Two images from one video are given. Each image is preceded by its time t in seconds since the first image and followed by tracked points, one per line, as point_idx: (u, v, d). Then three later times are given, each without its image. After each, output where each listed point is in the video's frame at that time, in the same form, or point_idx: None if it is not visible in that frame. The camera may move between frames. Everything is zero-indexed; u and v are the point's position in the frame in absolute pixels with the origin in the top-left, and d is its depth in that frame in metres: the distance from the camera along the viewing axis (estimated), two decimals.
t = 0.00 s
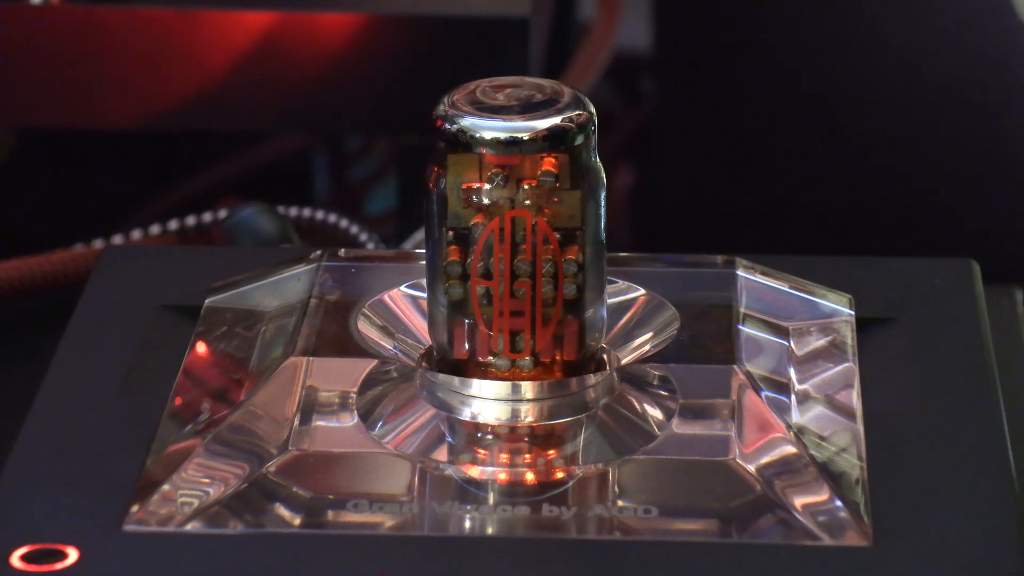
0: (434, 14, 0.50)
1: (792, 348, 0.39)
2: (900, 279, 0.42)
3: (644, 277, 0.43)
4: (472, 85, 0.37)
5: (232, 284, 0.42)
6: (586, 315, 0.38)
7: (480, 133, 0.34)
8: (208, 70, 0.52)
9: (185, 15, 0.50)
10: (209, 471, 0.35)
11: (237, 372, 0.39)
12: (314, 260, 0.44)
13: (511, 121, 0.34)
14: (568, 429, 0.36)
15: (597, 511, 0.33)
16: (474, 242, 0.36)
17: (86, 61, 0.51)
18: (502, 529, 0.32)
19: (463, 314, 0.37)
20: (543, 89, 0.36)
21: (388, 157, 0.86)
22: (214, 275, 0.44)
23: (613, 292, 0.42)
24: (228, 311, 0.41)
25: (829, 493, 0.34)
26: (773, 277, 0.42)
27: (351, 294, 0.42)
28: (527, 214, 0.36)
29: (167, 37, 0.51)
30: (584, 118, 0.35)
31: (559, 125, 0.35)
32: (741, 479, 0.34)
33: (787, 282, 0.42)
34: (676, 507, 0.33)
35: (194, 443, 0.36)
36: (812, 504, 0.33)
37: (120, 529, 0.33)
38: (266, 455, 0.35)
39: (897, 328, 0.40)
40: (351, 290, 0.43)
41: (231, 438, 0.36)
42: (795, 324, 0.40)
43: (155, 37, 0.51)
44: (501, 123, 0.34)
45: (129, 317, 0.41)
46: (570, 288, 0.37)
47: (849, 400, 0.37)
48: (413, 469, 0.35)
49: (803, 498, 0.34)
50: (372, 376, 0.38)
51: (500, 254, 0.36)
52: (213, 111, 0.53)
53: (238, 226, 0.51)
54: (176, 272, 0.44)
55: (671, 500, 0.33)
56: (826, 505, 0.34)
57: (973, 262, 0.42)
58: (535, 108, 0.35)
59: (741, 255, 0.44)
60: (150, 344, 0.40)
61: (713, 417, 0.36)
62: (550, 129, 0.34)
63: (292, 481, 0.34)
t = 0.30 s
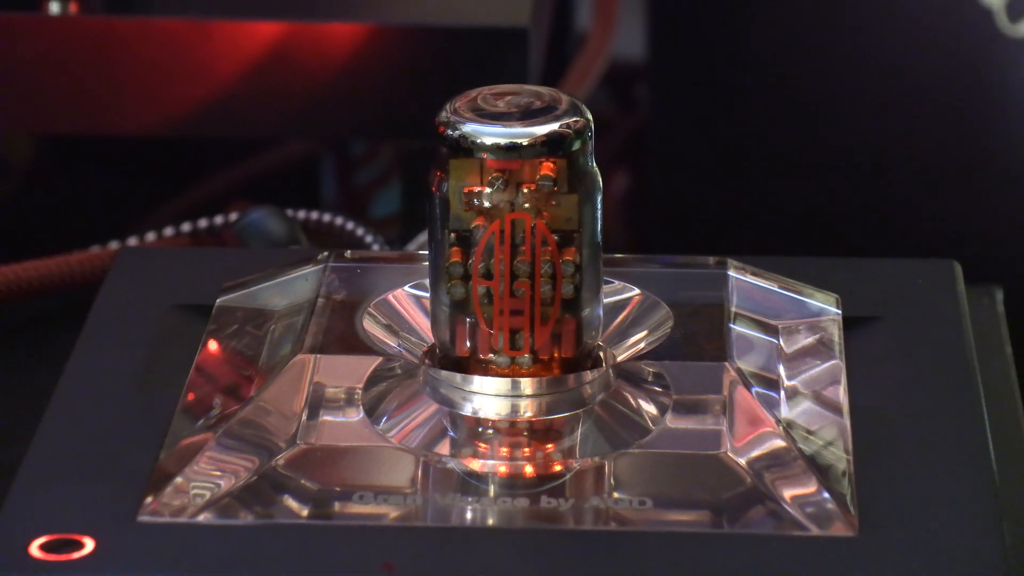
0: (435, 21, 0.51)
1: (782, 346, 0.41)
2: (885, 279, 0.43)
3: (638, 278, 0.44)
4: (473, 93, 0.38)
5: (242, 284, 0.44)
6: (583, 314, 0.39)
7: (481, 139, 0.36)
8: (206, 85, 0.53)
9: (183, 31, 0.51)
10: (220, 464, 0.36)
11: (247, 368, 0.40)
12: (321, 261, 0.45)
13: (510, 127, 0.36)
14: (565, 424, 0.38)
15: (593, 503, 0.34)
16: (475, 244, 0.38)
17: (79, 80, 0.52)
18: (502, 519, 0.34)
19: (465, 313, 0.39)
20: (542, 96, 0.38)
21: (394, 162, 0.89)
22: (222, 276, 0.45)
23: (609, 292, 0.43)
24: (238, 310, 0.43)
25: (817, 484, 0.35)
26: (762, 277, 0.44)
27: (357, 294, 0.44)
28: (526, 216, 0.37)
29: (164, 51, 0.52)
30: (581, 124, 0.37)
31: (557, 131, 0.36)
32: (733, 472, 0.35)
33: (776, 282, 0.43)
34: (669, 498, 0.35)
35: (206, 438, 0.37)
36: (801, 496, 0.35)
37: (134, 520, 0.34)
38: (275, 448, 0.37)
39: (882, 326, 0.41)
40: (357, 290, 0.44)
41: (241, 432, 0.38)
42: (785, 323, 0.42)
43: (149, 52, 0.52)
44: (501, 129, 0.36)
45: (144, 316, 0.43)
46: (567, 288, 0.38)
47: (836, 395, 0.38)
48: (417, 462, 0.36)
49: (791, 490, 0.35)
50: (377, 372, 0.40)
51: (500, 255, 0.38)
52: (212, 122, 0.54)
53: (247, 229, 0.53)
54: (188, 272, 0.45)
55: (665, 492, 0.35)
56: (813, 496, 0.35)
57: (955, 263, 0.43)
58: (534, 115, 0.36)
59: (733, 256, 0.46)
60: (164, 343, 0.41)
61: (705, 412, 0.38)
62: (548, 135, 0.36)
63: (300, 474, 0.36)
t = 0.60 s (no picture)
0: (437, 28, 0.53)
1: (772, 343, 0.42)
2: (872, 280, 0.45)
3: (634, 278, 0.46)
4: (475, 99, 0.40)
5: (252, 283, 0.45)
6: (580, 313, 0.41)
7: (481, 144, 0.37)
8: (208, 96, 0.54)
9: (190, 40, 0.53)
10: (231, 457, 0.38)
11: (256, 364, 0.42)
12: (328, 262, 0.47)
13: (510, 132, 0.37)
14: (563, 418, 0.39)
15: (590, 495, 0.36)
16: (476, 246, 0.39)
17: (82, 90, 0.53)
18: (503, 510, 0.35)
19: (466, 312, 0.40)
20: (541, 103, 0.39)
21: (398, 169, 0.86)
22: (231, 276, 0.46)
23: (604, 291, 0.45)
24: (248, 308, 0.44)
25: (805, 476, 0.37)
26: (753, 277, 0.45)
27: (362, 293, 0.45)
28: (525, 219, 0.39)
29: (169, 61, 0.53)
30: (578, 129, 0.38)
31: (555, 136, 0.37)
32: (725, 464, 0.37)
33: (766, 282, 0.45)
34: (663, 489, 0.36)
35: (217, 432, 0.39)
36: (789, 488, 0.36)
37: (148, 511, 0.36)
38: (284, 442, 0.38)
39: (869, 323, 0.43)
40: (362, 289, 0.46)
41: (251, 426, 0.39)
42: (775, 321, 0.43)
43: (153, 62, 0.53)
44: (502, 134, 0.37)
45: (158, 315, 0.44)
46: (565, 287, 0.40)
47: (823, 390, 0.40)
48: (421, 455, 0.37)
49: (781, 482, 0.36)
50: (381, 369, 0.41)
51: (500, 256, 0.39)
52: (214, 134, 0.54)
53: (257, 229, 0.54)
54: (201, 271, 0.47)
55: (659, 484, 0.36)
56: (802, 488, 0.36)
57: (938, 264, 0.45)
58: (533, 121, 0.38)
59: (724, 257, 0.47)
60: (177, 340, 0.43)
61: (698, 406, 0.39)
62: (547, 140, 0.37)
63: (308, 466, 0.37)
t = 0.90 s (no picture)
0: (438, 36, 0.54)
1: (762, 340, 0.44)
2: (858, 280, 0.46)
3: (629, 278, 0.47)
4: (476, 106, 0.41)
5: (261, 283, 0.47)
6: (578, 311, 0.42)
7: (482, 149, 0.39)
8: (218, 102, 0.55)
9: (202, 48, 0.54)
10: (241, 451, 0.39)
11: (266, 361, 0.43)
12: (335, 262, 0.49)
13: (510, 137, 0.39)
14: (561, 413, 0.40)
15: (587, 487, 0.37)
16: (478, 247, 0.41)
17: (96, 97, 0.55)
18: (503, 501, 0.37)
19: (468, 310, 0.42)
20: (540, 109, 0.41)
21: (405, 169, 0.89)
22: (240, 277, 0.48)
23: (601, 290, 0.46)
24: (258, 307, 0.46)
25: (794, 469, 0.38)
26: (744, 277, 0.47)
27: (367, 292, 0.47)
28: (525, 221, 0.40)
29: (181, 67, 0.54)
30: (575, 134, 0.40)
31: (553, 141, 0.39)
32: (717, 457, 0.38)
33: (756, 282, 0.46)
34: (657, 482, 0.38)
35: (228, 426, 0.40)
36: (779, 480, 0.38)
37: (161, 503, 0.37)
38: (292, 435, 0.40)
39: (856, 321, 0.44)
40: (367, 289, 0.47)
41: (261, 421, 0.41)
42: (765, 319, 0.45)
43: (166, 68, 0.54)
44: (502, 139, 0.39)
45: (170, 314, 0.46)
46: (563, 287, 0.41)
47: (812, 386, 0.41)
48: (424, 449, 0.39)
49: (771, 474, 0.38)
50: (386, 365, 0.43)
51: (501, 257, 0.41)
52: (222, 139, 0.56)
53: (266, 231, 0.56)
54: (211, 271, 0.48)
55: (653, 476, 0.38)
56: (791, 481, 0.38)
57: (923, 264, 0.47)
58: (532, 126, 0.39)
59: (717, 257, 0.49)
60: (188, 338, 0.44)
61: (691, 402, 0.41)
62: (546, 145, 0.39)
63: (316, 459, 0.39)
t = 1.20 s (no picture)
0: (441, 44, 0.56)
1: (753, 338, 0.45)
2: (846, 281, 0.48)
3: (624, 278, 0.49)
4: (477, 112, 0.43)
5: (270, 283, 0.49)
6: (575, 310, 0.44)
7: (483, 153, 0.40)
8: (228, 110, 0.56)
9: (213, 57, 0.55)
10: (251, 445, 0.41)
11: (275, 358, 0.45)
12: (341, 263, 0.50)
13: (510, 143, 0.40)
14: (560, 409, 0.42)
15: (585, 479, 0.39)
16: (478, 248, 0.43)
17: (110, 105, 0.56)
18: (503, 493, 0.38)
19: (469, 309, 0.44)
20: (538, 115, 0.42)
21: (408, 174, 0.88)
22: (248, 278, 0.50)
23: (598, 290, 0.48)
24: (267, 306, 0.48)
25: (784, 462, 0.39)
26: (735, 277, 0.48)
27: (372, 292, 0.48)
28: (524, 223, 0.42)
29: (192, 76, 0.56)
30: (573, 140, 0.41)
31: (551, 146, 0.40)
32: (709, 450, 0.40)
33: (747, 282, 0.48)
34: (652, 474, 0.39)
35: (238, 421, 0.42)
36: (769, 472, 0.39)
37: (173, 494, 0.38)
38: (300, 430, 0.41)
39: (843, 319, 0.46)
40: (372, 289, 0.49)
41: (270, 416, 0.42)
42: (756, 318, 0.46)
43: (178, 77, 0.56)
44: (502, 144, 0.40)
45: (182, 313, 0.47)
46: (561, 287, 0.43)
47: (801, 382, 0.43)
48: (427, 442, 0.40)
49: (761, 467, 0.39)
50: (390, 362, 0.44)
51: (501, 258, 0.42)
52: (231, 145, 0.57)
53: (275, 233, 0.57)
54: (222, 271, 0.50)
55: (648, 469, 0.39)
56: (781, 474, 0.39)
57: (907, 265, 0.48)
58: (531, 132, 0.41)
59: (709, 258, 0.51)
60: (200, 336, 0.46)
61: (684, 397, 0.42)
62: (544, 150, 0.40)
63: (323, 453, 0.40)
